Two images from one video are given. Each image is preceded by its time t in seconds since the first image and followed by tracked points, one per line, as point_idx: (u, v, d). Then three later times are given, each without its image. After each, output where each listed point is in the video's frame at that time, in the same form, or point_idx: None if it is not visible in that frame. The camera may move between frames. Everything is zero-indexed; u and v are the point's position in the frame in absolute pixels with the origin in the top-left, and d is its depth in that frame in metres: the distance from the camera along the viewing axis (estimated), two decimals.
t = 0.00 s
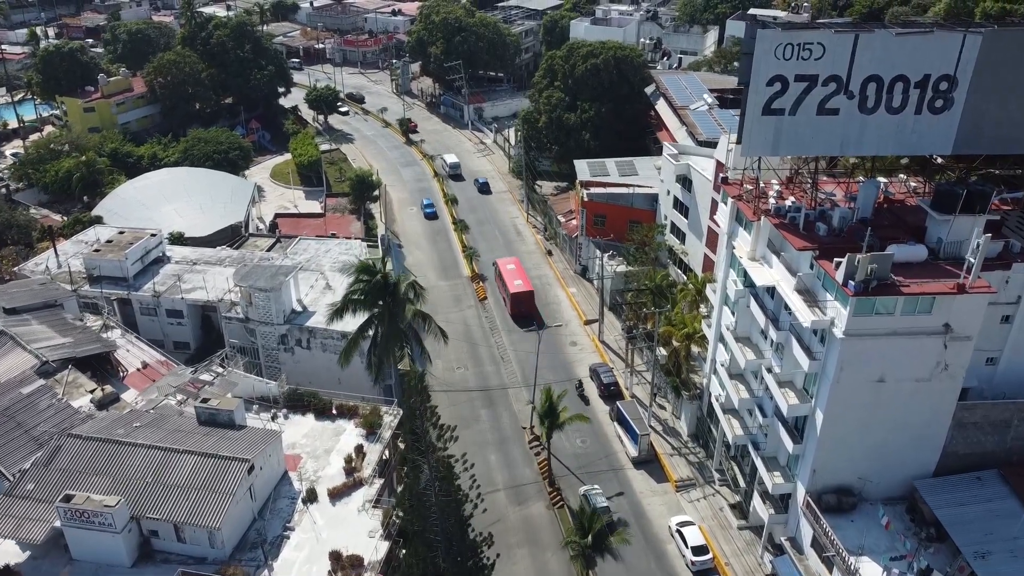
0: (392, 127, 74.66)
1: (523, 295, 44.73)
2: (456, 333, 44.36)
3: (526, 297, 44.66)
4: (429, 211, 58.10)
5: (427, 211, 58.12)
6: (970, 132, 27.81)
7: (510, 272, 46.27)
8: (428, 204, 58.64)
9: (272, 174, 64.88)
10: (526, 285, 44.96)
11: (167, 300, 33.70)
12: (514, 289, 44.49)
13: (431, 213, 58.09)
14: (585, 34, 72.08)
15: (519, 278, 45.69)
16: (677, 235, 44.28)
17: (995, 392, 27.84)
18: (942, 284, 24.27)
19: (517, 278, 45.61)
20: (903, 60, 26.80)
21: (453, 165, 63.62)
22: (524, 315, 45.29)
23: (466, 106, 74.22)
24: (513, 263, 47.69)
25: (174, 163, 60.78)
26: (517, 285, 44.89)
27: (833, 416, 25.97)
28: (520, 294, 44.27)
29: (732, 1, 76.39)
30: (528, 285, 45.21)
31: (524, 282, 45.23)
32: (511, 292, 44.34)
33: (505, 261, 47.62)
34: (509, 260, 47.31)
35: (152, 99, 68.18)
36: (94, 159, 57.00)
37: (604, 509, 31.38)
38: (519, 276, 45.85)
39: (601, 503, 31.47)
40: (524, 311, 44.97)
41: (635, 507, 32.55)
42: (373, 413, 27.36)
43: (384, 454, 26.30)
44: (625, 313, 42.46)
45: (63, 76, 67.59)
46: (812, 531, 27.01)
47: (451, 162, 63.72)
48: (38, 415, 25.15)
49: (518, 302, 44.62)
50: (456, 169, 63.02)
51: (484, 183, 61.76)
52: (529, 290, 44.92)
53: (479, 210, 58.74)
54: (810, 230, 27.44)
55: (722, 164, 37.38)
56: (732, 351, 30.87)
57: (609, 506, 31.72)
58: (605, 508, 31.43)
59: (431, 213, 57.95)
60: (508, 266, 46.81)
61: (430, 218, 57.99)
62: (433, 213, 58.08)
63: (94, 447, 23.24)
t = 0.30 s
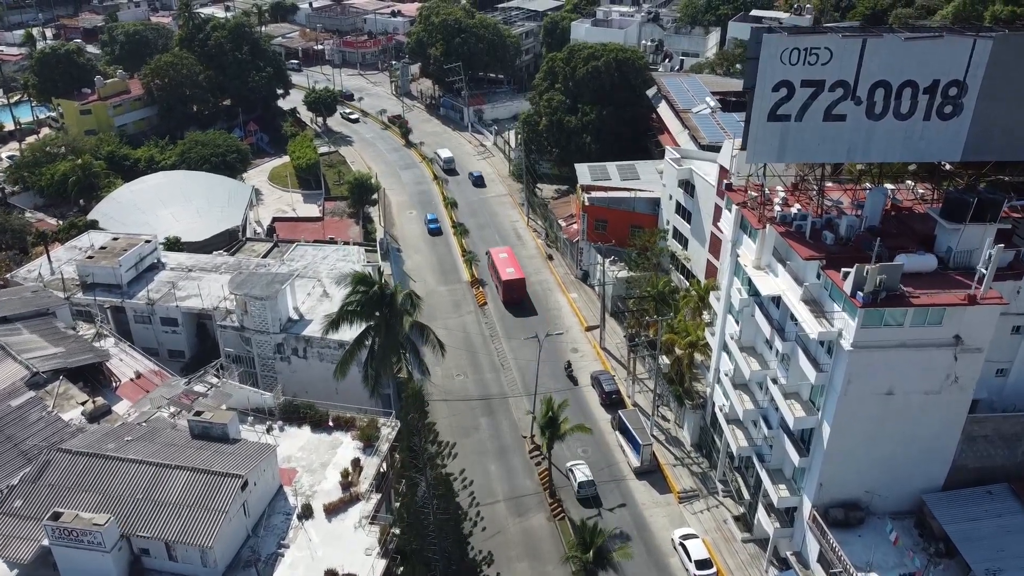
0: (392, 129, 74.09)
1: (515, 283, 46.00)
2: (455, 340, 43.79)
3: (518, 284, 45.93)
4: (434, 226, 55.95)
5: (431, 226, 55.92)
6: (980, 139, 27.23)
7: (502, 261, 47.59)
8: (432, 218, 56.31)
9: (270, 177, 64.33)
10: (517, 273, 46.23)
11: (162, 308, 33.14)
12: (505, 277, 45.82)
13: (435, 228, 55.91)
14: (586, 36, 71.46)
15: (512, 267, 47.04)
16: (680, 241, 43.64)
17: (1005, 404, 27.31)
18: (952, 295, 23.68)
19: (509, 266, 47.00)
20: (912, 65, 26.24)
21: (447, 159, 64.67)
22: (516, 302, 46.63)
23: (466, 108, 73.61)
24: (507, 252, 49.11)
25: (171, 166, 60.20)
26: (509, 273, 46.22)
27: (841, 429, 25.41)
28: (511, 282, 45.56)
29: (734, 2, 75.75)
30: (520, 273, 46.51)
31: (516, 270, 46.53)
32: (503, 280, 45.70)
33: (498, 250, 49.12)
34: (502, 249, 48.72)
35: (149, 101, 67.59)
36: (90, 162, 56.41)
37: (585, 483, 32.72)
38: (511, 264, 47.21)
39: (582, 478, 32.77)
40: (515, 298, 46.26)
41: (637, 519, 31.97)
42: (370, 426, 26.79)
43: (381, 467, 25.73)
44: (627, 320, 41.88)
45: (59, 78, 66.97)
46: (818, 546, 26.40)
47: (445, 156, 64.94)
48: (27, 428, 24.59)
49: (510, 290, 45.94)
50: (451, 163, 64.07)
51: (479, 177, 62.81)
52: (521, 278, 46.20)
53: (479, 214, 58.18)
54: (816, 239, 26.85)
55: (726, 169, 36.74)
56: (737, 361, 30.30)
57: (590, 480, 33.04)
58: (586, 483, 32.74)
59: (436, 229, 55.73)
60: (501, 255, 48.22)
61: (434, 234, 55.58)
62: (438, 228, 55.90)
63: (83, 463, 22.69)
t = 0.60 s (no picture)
0: (391, 131, 73.50)
1: (507, 271, 47.51)
2: (455, 346, 43.24)
3: (510, 273, 47.45)
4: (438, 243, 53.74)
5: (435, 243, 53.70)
6: (990, 145, 26.62)
7: (495, 250, 49.24)
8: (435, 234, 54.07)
9: (268, 180, 63.76)
10: (510, 262, 47.70)
11: (156, 317, 32.58)
12: (498, 266, 47.34)
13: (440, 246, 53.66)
14: (586, 37, 70.81)
15: (504, 256, 48.45)
16: (682, 246, 43.07)
17: (1015, 417, 26.76)
18: (963, 306, 23.12)
19: (502, 255, 48.51)
20: (921, 70, 25.65)
21: (441, 154, 65.58)
22: (508, 290, 48.12)
23: (466, 110, 72.95)
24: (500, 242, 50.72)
25: (167, 169, 59.60)
26: (501, 262, 47.74)
27: (848, 443, 24.84)
28: (503, 271, 47.11)
29: (736, 4, 75.12)
30: (512, 262, 47.98)
31: (508, 260, 47.97)
32: (495, 268, 47.22)
33: (492, 241, 50.63)
34: (495, 239, 50.21)
35: (146, 103, 67.03)
36: (85, 165, 55.81)
37: (573, 459, 34.08)
38: (504, 253, 48.67)
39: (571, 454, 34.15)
40: (508, 287, 47.74)
41: (639, 531, 31.40)
42: (367, 439, 26.21)
43: (378, 481, 25.14)
44: (629, 326, 41.32)
45: (55, 80, 66.43)
46: (825, 562, 25.80)
47: (438, 151, 65.75)
48: (15, 442, 24.01)
49: (503, 279, 47.44)
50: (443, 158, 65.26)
51: (472, 171, 64.13)
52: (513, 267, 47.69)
53: (479, 217, 57.63)
54: (823, 247, 26.28)
55: (730, 175, 36.16)
56: (741, 371, 29.75)
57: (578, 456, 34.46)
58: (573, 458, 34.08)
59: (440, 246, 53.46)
60: (495, 245, 49.69)
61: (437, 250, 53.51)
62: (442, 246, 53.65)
63: (73, 478, 22.12)
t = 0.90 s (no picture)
0: (390, 134, 72.92)
1: (499, 261, 48.67)
2: (454, 353, 42.63)
3: (503, 262, 48.61)
4: (440, 262, 51.16)
5: (439, 262, 51.15)
6: (1001, 153, 25.93)
7: (488, 241, 50.48)
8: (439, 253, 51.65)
9: (266, 184, 63.11)
10: (502, 251, 48.90)
11: (149, 326, 31.96)
12: (491, 255, 48.52)
13: (444, 265, 51.16)
14: (586, 39, 70.24)
15: (497, 247, 49.61)
16: (685, 252, 42.45)
17: None
18: (975, 319, 22.47)
19: (495, 245, 49.70)
20: (931, 75, 25.03)
21: (434, 149, 66.42)
22: (501, 279, 49.28)
23: (466, 112, 72.32)
24: (494, 233, 51.89)
25: (164, 172, 58.96)
26: (494, 251, 48.95)
27: (857, 458, 24.23)
28: (495, 260, 48.29)
29: (738, 6, 74.57)
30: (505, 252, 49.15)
31: (501, 249, 49.16)
32: (488, 257, 48.50)
33: (486, 231, 51.84)
34: (489, 230, 51.40)
35: (143, 105, 66.38)
36: (81, 169, 55.20)
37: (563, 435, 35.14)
38: (497, 244, 49.84)
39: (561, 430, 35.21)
40: (500, 276, 48.94)
41: (642, 545, 30.79)
42: (364, 452, 25.61)
43: (375, 497, 24.53)
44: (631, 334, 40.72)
45: (51, 82, 65.82)
46: None
47: (432, 147, 66.63)
48: (2, 458, 23.40)
49: (495, 268, 48.63)
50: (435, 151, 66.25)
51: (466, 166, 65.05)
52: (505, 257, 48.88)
53: (479, 221, 57.03)
54: (830, 257, 25.67)
55: (734, 180, 35.58)
56: (746, 382, 29.16)
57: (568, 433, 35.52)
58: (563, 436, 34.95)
59: (445, 266, 50.91)
60: (488, 236, 50.84)
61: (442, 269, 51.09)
62: (446, 264, 51.15)
63: (60, 496, 21.51)
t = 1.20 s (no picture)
0: (389, 137, 72.32)
1: (492, 251, 49.97)
2: (452, 361, 42.04)
3: (496, 252, 49.94)
4: (444, 283, 48.66)
5: (442, 284, 48.67)
6: (1012, 162, 25.31)
7: (482, 232, 51.76)
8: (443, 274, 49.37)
9: (263, 189, 62.46)
10: (495, 242, 50.21)
11: (142, 336, 31.33)
12: (484, 245, 49.78)
13: (448, 287, 48.70)
14: (587, 42, 69.67)
15: (490, 237, 50.92)
16: (687, 259, 41.81)
17: None
18: (988, 333, 21.84)
19: (487, 236, 51.01)
20: (941, 83, 24.42)
21: (426, 146, 67.10)
22: (494, 269, 50.60)
23: (465, 116, 71.70)
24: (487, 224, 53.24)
25: (161, 176, 58.33)
26: (487, 242, 50.19)
27: (866, 475, 23.59)
28: (488, 250, 49.60)
29: (739, 9, 74.17)
30: (497, 243, 50.48)
31: (493, 240, 50.46)
32: (481, 248, 49.79)
33: (479, 224, 53.17)
34: (482, 222, 52.67)
35: (139, 109, 65.68)
36: (76, 174, 54.54)
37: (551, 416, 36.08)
38: (490, 235, 51.13)
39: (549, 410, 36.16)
40: (493, 266, 50.22)
41: (644, 560, 30.16)
42: (360, 469, 24.98)
43: (371, 515, 23.91)
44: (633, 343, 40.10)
45: (47, 86, 65.18)
46: None
47: (424, 143, 67.68)
48: None
49: (488, 258, 49.90)
50: (428, 148, 66.97)
51: (459, 160, 66.15)
52: (498, 247, 50.19)
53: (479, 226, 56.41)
54: (838, 268, 25.04)
55: (738, 188, 35.02)
56: (751, 395, 28.55)
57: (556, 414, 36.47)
58: (550, 415, 35.91)
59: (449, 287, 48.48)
60: (481, 228, 52.10)
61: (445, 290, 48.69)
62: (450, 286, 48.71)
63: (46, 517, 20.90)
